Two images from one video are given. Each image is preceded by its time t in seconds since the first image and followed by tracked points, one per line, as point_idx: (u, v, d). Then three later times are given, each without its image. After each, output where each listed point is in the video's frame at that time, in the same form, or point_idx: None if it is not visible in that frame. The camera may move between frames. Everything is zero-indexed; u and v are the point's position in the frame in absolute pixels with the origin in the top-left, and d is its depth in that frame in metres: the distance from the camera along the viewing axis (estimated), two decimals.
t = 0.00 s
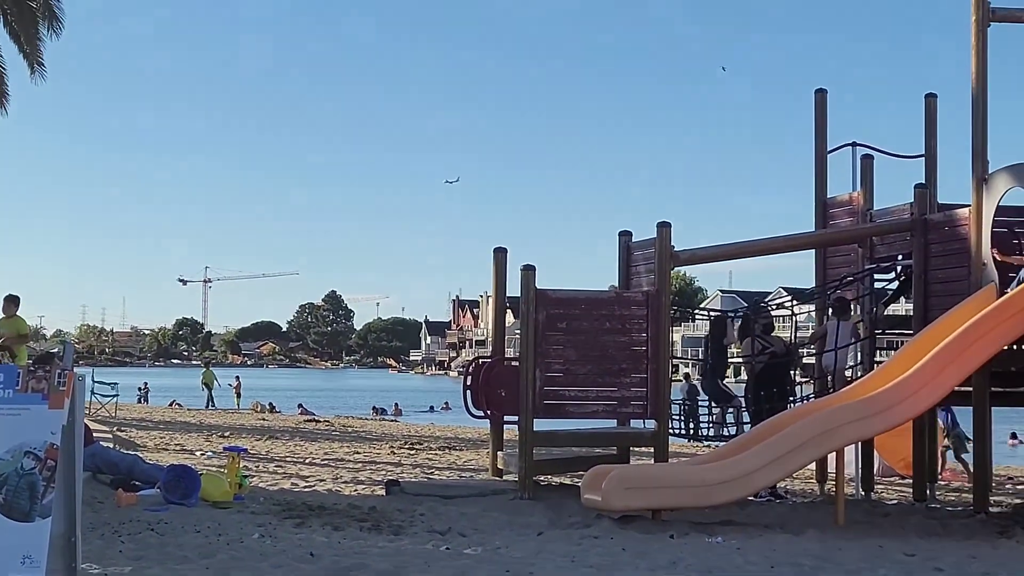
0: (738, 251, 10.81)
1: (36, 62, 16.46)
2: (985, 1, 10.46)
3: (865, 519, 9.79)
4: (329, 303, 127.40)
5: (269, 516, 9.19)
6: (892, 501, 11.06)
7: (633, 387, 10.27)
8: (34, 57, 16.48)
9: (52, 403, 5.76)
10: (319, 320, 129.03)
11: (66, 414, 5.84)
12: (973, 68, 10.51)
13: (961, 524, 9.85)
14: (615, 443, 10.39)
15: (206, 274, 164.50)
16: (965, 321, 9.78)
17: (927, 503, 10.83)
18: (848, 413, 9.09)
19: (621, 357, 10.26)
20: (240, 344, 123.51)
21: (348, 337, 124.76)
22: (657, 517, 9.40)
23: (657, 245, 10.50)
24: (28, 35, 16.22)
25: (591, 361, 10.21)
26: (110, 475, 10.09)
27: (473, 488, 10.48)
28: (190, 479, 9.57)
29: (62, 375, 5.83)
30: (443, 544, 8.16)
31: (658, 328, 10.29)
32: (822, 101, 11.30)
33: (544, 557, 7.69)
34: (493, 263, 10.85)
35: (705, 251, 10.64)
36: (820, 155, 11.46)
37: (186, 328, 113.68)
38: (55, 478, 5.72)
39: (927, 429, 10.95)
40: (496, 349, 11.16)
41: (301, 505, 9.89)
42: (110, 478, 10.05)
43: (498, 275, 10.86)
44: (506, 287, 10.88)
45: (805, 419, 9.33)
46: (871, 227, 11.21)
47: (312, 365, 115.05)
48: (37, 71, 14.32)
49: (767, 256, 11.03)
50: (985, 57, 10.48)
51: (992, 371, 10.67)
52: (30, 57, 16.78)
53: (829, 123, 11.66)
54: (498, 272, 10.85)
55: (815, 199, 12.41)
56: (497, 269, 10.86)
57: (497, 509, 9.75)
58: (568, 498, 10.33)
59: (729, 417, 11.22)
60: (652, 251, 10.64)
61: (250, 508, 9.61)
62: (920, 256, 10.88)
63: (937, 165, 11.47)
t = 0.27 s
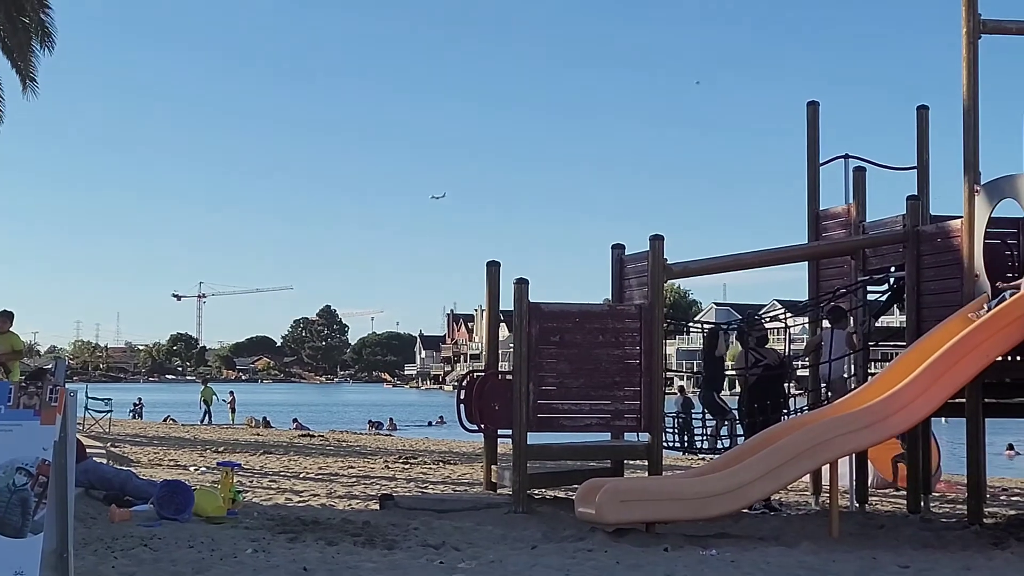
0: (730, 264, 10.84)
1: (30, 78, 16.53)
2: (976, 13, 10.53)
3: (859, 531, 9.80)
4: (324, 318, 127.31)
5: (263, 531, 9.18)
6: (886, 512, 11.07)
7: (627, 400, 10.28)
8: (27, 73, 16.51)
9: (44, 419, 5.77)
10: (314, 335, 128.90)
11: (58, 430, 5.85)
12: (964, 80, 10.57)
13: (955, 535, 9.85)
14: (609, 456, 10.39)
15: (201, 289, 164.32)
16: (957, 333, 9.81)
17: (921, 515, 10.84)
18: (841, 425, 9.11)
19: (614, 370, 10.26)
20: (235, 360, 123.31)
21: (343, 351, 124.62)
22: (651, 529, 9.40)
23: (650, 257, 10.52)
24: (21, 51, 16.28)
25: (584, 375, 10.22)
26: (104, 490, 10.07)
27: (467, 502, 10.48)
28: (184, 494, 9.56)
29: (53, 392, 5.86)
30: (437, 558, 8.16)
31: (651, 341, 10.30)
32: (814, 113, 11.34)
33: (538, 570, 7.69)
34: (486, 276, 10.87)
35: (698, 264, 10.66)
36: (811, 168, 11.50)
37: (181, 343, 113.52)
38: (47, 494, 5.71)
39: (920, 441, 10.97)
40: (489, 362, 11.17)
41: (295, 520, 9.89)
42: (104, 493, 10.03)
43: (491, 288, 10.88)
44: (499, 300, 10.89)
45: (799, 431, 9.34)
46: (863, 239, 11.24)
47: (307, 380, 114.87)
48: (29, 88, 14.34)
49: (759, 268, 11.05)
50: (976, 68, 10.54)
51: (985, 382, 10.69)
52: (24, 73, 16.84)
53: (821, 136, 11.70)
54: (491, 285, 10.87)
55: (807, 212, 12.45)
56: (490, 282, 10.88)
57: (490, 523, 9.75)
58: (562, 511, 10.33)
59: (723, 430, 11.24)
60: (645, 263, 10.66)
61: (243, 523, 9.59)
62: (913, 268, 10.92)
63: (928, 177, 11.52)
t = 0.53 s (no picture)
0: (728, 271, 10.85)
1: (27, 87, 16.56)
2: (972, 20, 10.58)
3: (858, 537, 9.81)
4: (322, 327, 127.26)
5: (261, 539, 9.17)
6: (884, 519, 11.08)
7: (625, 407, 10.28)
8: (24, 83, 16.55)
9: (42, 426, 5.77)
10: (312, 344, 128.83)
11: (56, 437, 5.84)
12: (961, 86, 10.61)
13: (954, 541, 9.86)
14: (608, 463, 10.38)
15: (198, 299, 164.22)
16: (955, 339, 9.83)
17: (920, 521, 10.85)
18: (840, 431, 9.12)
19: (613, 377, 10.27)
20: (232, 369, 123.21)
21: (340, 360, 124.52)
22: (650, 536, 9.40)
23: (648, 264, 10.53)
24: (17, 60, 16.31)
25: (583, 382, 10.22)
26: (102, 498, 10.06)
27: (465, 510, 10.48)
28: (182, 503, 9.55)
29: (52, 399, 5.84)
30: (436, 566, 8.16)
31: (649, 348, 10.31)
32: (812, 120, 11.37)
33: None
34: (484, 284, 10.88)
35: (696, 270, 10.67)
36: (809, 174, 11.52)
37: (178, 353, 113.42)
38: (46, 502, 5.71)
39: (919, 447, 10.97)
40: (488, 370, 11.17)
41: (293, 527, 9.89)
42: (102, 501, 10.02)
43: (489, 295, 10.89)
44: (497, 308, 10.91)
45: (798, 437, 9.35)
46: (861, 245, 11.26)
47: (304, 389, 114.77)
48: (26, 97, 14.37)
49: (757, 275, 11.07)
50: (973, 74, 10.57)
51: (983, 388, 10.71)
52: (20, 82, 16.87)
53: (819, 142, 11.72)
54: (489, 293, 10.88)
55: (805, 218, 12.47)
56: (488, 289, 10.89)
57: (489, 530, 9.75)
58: (561, 518, 10.33)
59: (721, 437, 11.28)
60: (643, 270, 10.68)
61: (242, 531, 9.58)
62: (911, 274, 10.94)
63: (926, 184, 11.54)
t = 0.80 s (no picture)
0: (730, 274, 10.85)
1: (27, 91, 16.55)
2: (974, 22, 10.59)
3: (861, 540, 9.81)
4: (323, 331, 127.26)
5: (264, 542, 9.16)
6: (887, 522, 11.07)
7: (627, 411, 10.27)
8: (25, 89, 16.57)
9: (46, 429, 5.77)
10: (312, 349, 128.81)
11: (59, 440, 5.85)
12: (963, 88, 10.62)
13: (957, 544, 9.86)
14: (609, 466, 10.38)
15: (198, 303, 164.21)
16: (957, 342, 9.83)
17: (922, 524, 10.84)
18: (842, 434, 9.12)
19: (614, 380, 10.26)
20: (233, 373, 123.19)
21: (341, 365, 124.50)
22: (652, 539, 9.40)
23: (650, 267, 10.52)
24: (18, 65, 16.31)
25: (585, 385, 10.22)
26: (104, 502, 10.05)
27: (467, 513, 10.48)
28: (184, 507, 9.55)
29: (55, 402, 5.84)
30: (439, 569, 8.16)
31: (651, 351, 10.30)
32: (813, 122, 11.38)
33: None
34: (485, 287, 10.88)
35: (698, 274, 10.67)
36: (811, 177, 11.53)
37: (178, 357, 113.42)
38: (49, 505, 5.72)
39: (921, 450, 10.97)
40: (490, 373, 11.17)
41: (296, 531, 9.88)
42: (104, 505, 10.01)
43: (491, 299, 10.89)
44: (499, 311, 10.91)
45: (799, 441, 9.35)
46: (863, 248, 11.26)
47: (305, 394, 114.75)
48: (28, 101, 14.40)
49: (759, 278, 11.07)
50: (975, 77, 10.59)
51: (985, 390, 10.72)
52: (21, 87, 16.87)
53: (820, 145, 11.73)
54: (491, 296, 10.88)
55: (807, 221, 12.48)
56: (490, 293, 10.89)
57: (491, 533, 9.75)
58: (562, 522, 10.32)
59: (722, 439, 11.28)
60: (644, 273, 10.68)
61: (244, 535, 9.57)
62: (912, 277, 10.94)
63: (927, 187, 11.55)
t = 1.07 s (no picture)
0: (729, 276, 10.86)
1: (26, 95, 16.55)
2: (973, 23, 10.60)
3: (861, 541, 9.81)
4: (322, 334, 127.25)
5: (264, 545, 9.16)
6: (887, 523, 11.06)
7: (627, 412, 10.27)
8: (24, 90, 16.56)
9: (45, 432, 5.76)
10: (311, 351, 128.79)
11: (59, 444, 5.84)
12: (962, 89, 10.63)
13: (957, 545, 9.86)
14: (609, 468, 10.37)
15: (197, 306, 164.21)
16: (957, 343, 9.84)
17: (922, 525, 10.83)
18: (843, 435, 9.12)
19: (614, 382, 10.26)
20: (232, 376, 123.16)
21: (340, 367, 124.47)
22: (652, 541, 9.40)
23: (649, 269, 10.52)
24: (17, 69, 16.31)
25: (584, 387, 10.22)
26: (104, 505, 10.04)
27: (468, 515, 10.50)
28: (184, 510, 9.53)
29: (55, 406, 5.82)
30: (439, 571, 8.16)
31: (651, 353, 10.29)
32: (812, 124, 11.39)
33: None
34: (485, 289, 10.88)
35: (696, 275, 10.67)
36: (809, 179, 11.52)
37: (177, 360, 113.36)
38: (49, 508, 5.72)
39: (921, 451, 10.96)
40: (489, 375, 11.17)
41: (295, 534, 9.88)
42: (104, 508, 10.00)
43: (490, 301, 10.89)
44: (498, 313, 10.91)
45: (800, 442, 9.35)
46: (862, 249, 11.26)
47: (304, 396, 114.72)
48: (27, 102, 14.39)
49: (758, 280, 11.07)
50: (974, 78, 10.59)
51: (984, 392, 10.72)
52: (20, 90, 16.88)
53: (819, 147, 11.73)
54: (490, 298, 10.88)
55: (806, 223, 12.48)
56: (489, 295, 10.89)
57: (491, 535, 9.76)
58: (562, 524, 10.32)
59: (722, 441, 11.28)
60: (644, 275, 10.68)
61: (244, 538, 9.57)
62: (912, 278, 10.95)
63: (926, 188, 11.56)
